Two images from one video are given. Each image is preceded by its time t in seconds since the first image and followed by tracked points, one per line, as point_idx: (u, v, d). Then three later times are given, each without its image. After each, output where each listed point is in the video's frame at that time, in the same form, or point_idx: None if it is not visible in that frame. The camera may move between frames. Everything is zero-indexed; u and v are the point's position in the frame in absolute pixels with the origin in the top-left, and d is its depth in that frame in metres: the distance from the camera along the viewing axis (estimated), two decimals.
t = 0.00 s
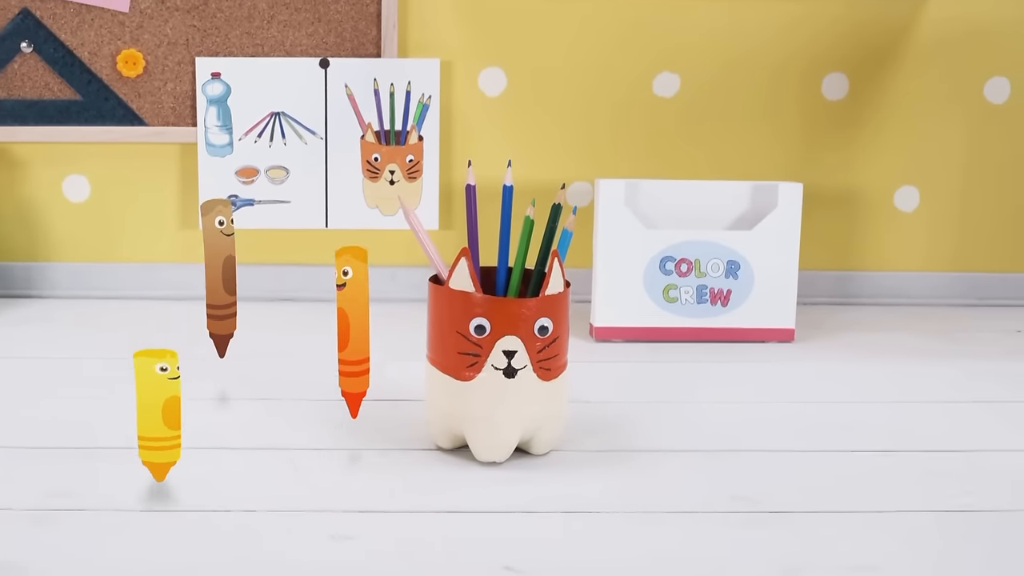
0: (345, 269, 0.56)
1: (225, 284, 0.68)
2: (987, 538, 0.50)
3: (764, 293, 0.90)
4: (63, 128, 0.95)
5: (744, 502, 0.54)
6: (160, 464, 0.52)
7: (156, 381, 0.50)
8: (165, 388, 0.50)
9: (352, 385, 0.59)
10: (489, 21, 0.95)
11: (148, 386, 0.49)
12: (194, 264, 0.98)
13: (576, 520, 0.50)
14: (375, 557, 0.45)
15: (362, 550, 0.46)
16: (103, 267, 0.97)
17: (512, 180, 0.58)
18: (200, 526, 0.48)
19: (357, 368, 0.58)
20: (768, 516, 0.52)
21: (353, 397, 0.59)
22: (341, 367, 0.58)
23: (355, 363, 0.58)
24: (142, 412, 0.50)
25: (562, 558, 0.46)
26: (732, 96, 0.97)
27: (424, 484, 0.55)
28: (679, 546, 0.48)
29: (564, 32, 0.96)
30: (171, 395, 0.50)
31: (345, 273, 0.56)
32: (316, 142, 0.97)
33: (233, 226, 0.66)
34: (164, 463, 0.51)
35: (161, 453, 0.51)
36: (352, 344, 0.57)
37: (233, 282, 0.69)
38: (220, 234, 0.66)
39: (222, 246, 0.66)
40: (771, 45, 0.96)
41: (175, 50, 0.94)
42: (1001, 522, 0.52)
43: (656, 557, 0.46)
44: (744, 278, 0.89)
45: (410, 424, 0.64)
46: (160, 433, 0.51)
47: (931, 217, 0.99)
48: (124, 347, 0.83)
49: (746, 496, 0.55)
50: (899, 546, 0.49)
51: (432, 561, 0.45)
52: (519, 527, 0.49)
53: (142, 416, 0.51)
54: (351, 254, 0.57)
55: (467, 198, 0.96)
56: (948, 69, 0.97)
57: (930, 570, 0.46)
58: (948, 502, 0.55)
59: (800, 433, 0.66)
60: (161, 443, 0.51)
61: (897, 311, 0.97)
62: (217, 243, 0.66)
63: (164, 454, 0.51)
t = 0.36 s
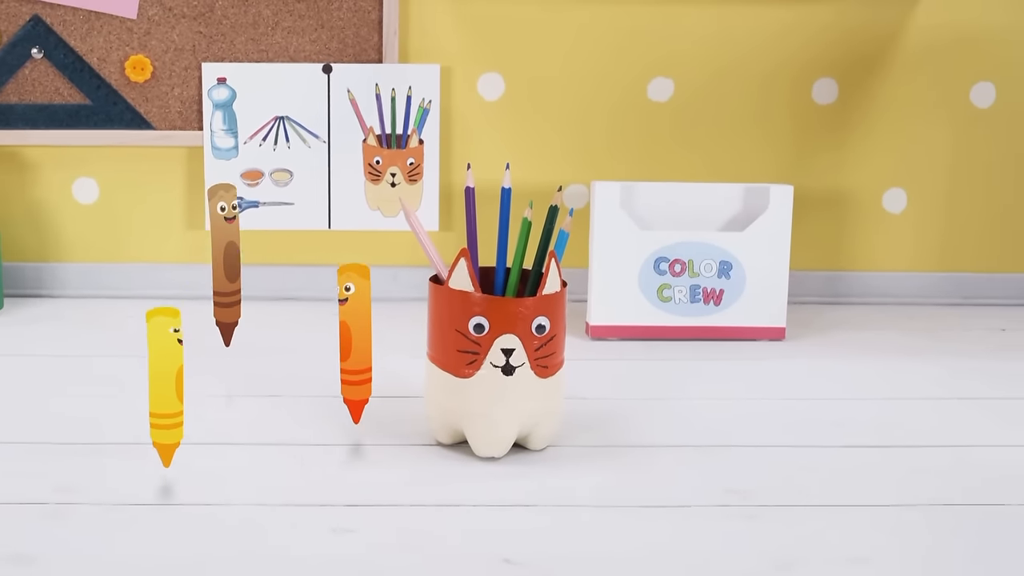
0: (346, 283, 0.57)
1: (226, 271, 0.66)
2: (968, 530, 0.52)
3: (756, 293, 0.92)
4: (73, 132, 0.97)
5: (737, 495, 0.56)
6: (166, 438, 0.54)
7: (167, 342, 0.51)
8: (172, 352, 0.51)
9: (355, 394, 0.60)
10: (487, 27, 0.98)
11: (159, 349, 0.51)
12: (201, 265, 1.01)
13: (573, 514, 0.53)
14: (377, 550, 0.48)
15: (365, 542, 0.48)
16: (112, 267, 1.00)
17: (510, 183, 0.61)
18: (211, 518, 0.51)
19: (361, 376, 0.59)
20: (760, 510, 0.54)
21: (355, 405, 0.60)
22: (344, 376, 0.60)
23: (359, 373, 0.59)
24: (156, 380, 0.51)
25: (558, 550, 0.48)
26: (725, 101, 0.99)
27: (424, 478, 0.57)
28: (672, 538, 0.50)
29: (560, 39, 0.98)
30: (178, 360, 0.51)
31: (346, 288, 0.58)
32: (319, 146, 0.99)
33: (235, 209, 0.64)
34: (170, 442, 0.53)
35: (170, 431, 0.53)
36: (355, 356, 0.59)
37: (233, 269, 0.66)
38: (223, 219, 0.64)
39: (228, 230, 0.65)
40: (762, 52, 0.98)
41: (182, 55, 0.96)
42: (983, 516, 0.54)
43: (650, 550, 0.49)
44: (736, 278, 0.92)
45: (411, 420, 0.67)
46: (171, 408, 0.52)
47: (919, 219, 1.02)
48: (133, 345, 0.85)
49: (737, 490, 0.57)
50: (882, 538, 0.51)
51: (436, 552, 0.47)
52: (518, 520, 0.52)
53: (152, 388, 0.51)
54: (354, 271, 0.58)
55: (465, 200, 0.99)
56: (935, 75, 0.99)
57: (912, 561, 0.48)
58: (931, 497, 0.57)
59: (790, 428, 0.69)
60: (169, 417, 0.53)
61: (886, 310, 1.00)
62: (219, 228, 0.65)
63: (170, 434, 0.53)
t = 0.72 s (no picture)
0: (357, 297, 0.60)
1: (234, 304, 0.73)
2: (951, 523, 0.54)
3: (747, 292, 0.94)
4: (83, 135, 1.00)
5: (727, 490, 0.58)
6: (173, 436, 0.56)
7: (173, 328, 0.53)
8: (178, 337, 0.53)
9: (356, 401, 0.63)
10: (486, 34, 1.00)
11: (167, 334, 0.53)
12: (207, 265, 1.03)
13: (569, 507, 0.55)
14: (379, 542, 0.50)
15: (368, 534, 0.50)
16: (121, 267, 1.03)
17: (508, 185, 0.63)
18: (221, 511, 0.53)
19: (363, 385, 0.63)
20: (749, 504, 0.56)
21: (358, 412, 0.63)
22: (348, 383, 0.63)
23: (360, 382, 0.63)
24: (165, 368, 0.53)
25: (556, 542, 0.50)
26: (717, 105, 1.02)
27: (425, 472, 0.59)
28: (666, 530, 0.52)
29: (557, 45, 1.01)
30: (181, 351, 0.54)
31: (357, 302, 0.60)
32: (322, 149, 1.02)
33: (241, 249, 0.70)
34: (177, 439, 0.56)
35: (176, 429, 0.56)
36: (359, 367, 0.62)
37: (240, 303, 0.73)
38: (229, 257, 0.70)
39: (234, 268, 0.71)
40: (753, 58, 1.01)
41: (189, 61, 0.99)
42: (965, 509, 0.56)
43: (644, 541, 0.51)
44: (728, 278, 0.94)
45: (413, 416, 0.69)
46: (178, 402, 0.55)
47: (906, 220, 1.05)
48: (142, 342, 0.88)
49: (729, 484, 0.59)
50: (867, 530, 0.53)
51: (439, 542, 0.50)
52: (518, 513, 0.54)
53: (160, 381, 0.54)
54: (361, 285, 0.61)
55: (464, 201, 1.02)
56: (921, 80, 1.02)
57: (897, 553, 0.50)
58: (916, 491, 0.59)
59: (780, 424, 0.71)
60: (177, 412, 0.55)
61: (874, 309, 1.03)
62: (226, 266, 0.70)
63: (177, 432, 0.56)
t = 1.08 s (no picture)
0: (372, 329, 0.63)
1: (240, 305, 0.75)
2: (941, 515, 0.55)
3: (739, 291, 0.97)
4: (92, 139, 1.03)
5: (719, 484, 0.59)
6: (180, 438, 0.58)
7: (180, 347, 0.55)
8: (186, 356, 0.56)
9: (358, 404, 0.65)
10: (485, 41, 1.03)
11: (174, 352, 0.55)
12: (213, 266, 1.06)
13: (566, 501, 0.56)
14: (379, 536, 0.50)
15: (367, 527, 0.51)
16: (130, 267, 1.06)
17: (505, 188, 0.65)
18: (224, 505, 0.54)
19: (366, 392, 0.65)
20: (742, 499, 0.57)
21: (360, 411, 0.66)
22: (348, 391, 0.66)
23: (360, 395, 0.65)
24: (171, 383, 0.55)
25: (552, 535, 0.51)
26: (710, 110, 1.05)
27: (425, 466, 0.61)
28: (660, 524, 0.53)
29: (555, 52, 1.04)
30: (191, 364, 0.56)
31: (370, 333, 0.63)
32: (325, 153, 1.04)
33: (247, 253, 0.72)
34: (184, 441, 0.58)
35: (186, 431, 0.57)
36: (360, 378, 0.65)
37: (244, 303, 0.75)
38: (234, 261, 0.73)
39: (239, 270, 0.73)
40: (744, 65, 1.05)
41: (196, 67, 1.02)
42: (955, 502, 0.57)
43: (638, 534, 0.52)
44: (720, 278, 0.97)
45: (413, 412, 0.72)
46: (185, 408, 0.57)
47: (893, 222, 1.09)
48: (150, 340, 0.91)
49: (721, 480, 0.60)
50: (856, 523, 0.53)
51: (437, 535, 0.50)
52: (514, 506, 0.55)
53: (168, 392, 0.56)
54: (376, 316, 0.63)
55: (463, 203, 1.05)
56: (907, 86, 1.06)
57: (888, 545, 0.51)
58: (908, 484, 0.60)
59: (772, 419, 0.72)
60: (184, 417, 0.57)
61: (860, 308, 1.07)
62: (232, 269, 0.73)
63: (185, 435, 0.58)
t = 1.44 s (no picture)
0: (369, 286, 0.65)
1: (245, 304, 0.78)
2: (927, 509, 0.57)
3: (731, 291, 0.99)
4: (99, 143, 1.06)
5: (714, 479, 0.61)
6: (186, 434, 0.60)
7: (186, 346, 0.57)
8: (192, 354, 0.58)
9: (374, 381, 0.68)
10: (485, 45, 1.07)
11: (180, 350, 0.57)
12: (218, 266, 1.09)
13: (562, 496, 0.58)
14: (381, 529, 0.52)
15: (371, 521, 0.53)
16: (137, 267, 1.09)
17: (503, 191, 0.68)
18: (231, 500, 0.56)
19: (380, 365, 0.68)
20: (737, 493, 0.58)
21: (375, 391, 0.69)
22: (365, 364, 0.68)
23: (376, 362, 0.68)
24: (178, 381, 0.58)
25: (548, 529, 0.53)
26: (704, 114, 1.09)
27: (425, 461, 0.63)
28: (660, 517, 0.55)
29: (553, 58, 1.08)
30: (196, 362, 0.58)
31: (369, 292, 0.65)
32: (327, 155, 1.07)
33: (251, 254, 0.75)
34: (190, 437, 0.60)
35: (189, 427, 0.60)
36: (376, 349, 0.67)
37: (248, 303, 0.78)
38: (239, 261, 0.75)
39: (243, 270, 0.75)
40: (736, 70, 1.09)
41: (201, 72, 1.05)
42: (942, 496, 0.59)
43: (633, 529, 0.53)
44: (713, 278, 0.99)
45: (412, 409, 0.74)
46: (190, 405, 0.59)
47: (881, 223, 1.14)
48: (157, 338, 0.93)
49: (716, 474, 0.62)
50: (844, 517, 0.55)
51: (440, 533, 0.52)
52: (511, 502, 0.57)
53: (174, 387, 0.58)
54: (369, 272, 0.65)
55: (462, 205, 1.08)
56: (893, 91, 1.11)
57: (877, 539, 0.52)
58: (896, 478, 0.61)
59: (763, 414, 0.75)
60: (190, 413, 0.59)
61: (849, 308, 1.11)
62: (236, 269, 0.75)
63: (191, 430, 0.60)
